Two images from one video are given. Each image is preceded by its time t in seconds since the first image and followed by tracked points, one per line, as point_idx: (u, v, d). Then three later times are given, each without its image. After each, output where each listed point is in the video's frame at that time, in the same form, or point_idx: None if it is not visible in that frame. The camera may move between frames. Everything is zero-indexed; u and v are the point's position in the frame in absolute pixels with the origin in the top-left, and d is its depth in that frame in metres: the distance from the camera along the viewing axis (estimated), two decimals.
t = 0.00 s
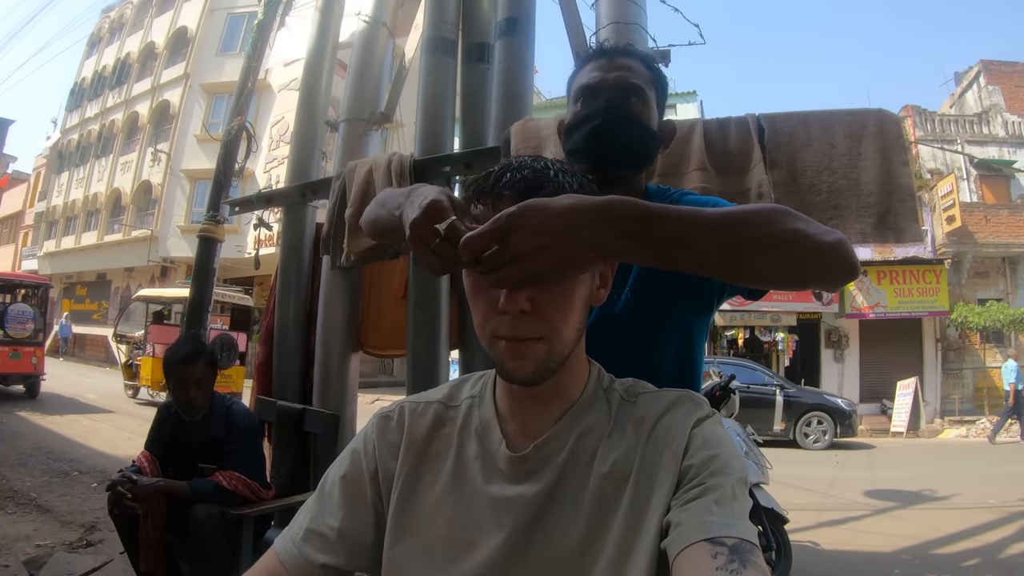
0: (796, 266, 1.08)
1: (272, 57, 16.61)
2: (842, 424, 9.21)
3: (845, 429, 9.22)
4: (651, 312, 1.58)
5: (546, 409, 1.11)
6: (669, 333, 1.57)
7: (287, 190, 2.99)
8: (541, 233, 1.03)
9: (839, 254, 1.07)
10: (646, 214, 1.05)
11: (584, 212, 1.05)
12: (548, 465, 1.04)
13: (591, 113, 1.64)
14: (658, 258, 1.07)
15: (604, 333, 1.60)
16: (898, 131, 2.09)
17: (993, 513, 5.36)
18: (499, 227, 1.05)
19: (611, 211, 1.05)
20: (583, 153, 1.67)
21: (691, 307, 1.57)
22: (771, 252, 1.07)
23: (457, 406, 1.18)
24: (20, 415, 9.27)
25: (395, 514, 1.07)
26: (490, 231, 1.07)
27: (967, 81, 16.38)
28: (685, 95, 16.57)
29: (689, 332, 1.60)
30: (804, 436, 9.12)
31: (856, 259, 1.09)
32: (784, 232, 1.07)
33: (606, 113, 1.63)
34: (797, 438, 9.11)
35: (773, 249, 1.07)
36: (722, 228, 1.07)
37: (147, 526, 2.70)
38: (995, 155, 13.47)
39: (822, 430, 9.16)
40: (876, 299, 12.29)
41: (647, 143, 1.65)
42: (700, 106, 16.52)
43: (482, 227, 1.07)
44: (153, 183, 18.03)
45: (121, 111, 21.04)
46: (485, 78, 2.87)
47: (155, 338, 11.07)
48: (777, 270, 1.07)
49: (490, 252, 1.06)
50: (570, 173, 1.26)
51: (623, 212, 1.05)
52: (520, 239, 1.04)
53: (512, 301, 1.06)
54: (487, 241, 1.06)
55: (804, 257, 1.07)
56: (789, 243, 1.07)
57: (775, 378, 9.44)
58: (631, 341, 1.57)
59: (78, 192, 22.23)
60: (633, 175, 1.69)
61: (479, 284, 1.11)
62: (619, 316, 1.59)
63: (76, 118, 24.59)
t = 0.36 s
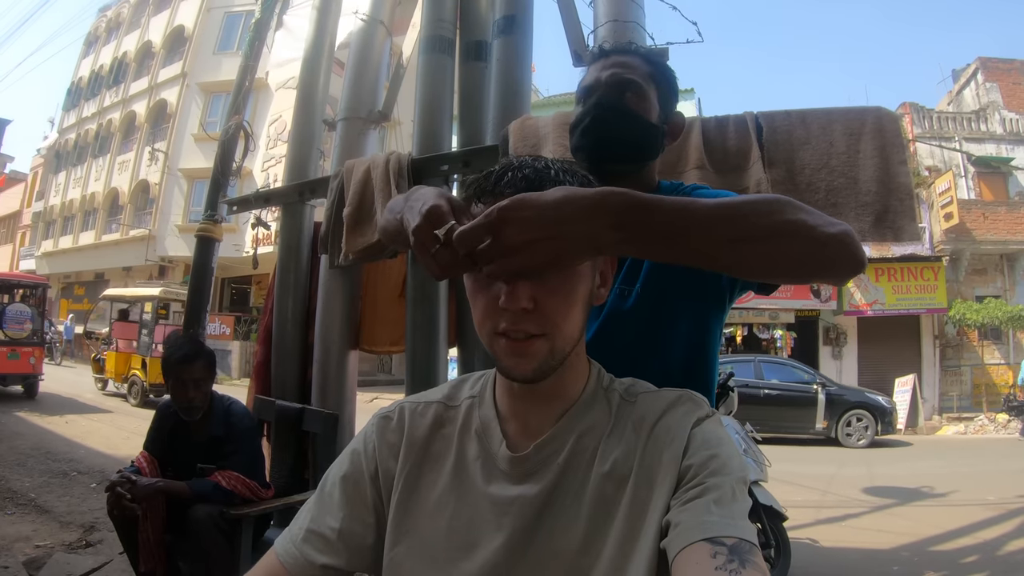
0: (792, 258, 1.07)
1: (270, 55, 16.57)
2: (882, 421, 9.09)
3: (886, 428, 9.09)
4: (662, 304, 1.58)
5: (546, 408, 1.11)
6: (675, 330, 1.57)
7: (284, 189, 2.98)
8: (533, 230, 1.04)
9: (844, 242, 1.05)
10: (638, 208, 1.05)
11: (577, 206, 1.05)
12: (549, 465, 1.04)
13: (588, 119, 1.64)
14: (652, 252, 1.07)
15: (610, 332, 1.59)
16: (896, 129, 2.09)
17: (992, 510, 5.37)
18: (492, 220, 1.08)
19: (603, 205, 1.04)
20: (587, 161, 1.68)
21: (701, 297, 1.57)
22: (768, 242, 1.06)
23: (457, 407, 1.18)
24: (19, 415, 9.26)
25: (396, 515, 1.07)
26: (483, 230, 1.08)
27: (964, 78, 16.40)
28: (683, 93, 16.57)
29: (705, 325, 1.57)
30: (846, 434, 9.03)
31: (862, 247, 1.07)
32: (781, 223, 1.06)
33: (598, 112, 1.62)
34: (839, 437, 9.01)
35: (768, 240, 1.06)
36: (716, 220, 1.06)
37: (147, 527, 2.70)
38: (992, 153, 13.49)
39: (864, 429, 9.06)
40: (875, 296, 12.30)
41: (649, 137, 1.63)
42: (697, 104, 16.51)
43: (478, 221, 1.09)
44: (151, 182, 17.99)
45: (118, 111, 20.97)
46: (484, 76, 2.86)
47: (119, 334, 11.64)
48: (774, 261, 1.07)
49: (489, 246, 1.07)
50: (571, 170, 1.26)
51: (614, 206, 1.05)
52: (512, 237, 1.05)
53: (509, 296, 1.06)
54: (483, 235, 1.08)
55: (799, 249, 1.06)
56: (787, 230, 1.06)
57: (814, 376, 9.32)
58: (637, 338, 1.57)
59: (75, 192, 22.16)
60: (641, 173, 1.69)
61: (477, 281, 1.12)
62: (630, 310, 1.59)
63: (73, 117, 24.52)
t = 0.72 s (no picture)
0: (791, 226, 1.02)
1: (267, 55, 16.55)
2: (923, 419, 9.03)
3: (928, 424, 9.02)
4: (660, 297, 1.58)
5: (548, 408, 1.11)
6: (674, 325, 1.57)
7: (282, 188, 2.97)
8: (525, 227, 1.04)
9: (841, 213, 1.00)
10: (630, 195, 1.04)
11: (569, 199, 1.04)
12: (552, 466, 1.04)
13: (568, 129, 1.66)
14: (648, 237, 1.06)
15: (609, 326, 1.60)
16: (896, 128, 2.08)
17: (991, 507, 5.37)
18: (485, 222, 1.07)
19: (595, 195, 1.04)
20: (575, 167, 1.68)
21: (699, 285, 1.57)
22: (763, 218, 1.03)
23: (459, 407, 1.17)
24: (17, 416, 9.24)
25: (398, 516, 1.07)
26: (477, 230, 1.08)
27: (962, 76, 16.41)
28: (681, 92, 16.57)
29: (706, 314, 1.57)
30: (890, 432, 8.97)
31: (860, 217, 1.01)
32: (775, 198, 1.02)
33: (578, 113, 1.63)
34: (882, 435, 8.96)
35: (765, 213, 1.03)
36: (710, 198, 1.03)
37: (146, 528, 2.69)
38: (990, 150, 13.51)
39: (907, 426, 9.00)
40: (873, 294, 12.34)
41: (632, 134, 1.63)
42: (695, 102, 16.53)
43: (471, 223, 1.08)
44: (149, 182, 17.97)
45: (115, 110, 20.94)
46: (483, 74, 2.86)
47: (86, 331, 12.63)
48: (772, 234, 1.03)
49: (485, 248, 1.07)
50: (569, 168, 1.25)
51: (606, 196, 1.04)
52: (505, 236, 1.05)
53: (511, 296, 1.07)
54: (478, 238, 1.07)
55: (797, 217, 1.02)
56: (781, 206, 1.02)
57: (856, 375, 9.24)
58: (636, 334, 1.58)
59: (73, 192, 22.13)
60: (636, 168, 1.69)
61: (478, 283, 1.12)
62: (627, 304, 1.60)
63: (70, 117, 24.47)
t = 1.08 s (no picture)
0: (784, 208, 1.06)
1: (265, 54, 16.53)
2: (962, 418, 9.10)
3: (965, 424, 9.10)
4: (656, 293, 1.58)
5: (547, 406, 1.11)
6: (669, 321, 1.57)
7: (280, 188, 2.96)
8: (519, 219, 1.04)
9: (832, 190, 1.04)
10: (623, 182, 1.06)
11: (563, 189, 1.05)
12: (552, 465, 1.03)
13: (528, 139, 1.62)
14: (645, 224, 1.08)
15: (605, 324, 1.60)
16: (895, 127, 2.08)
17: (988, 507, 5.38)
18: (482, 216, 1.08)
19: (588, 184, 1.04)
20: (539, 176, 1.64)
21: (693, 280, 1.56)
22: (755, 200, 1.06)
23: (459, 406, 1.17)
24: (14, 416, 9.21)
25: (399, 516, 1.06)
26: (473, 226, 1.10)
27: (960, 77, 16.44)
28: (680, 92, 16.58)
29: (701, 309, 1.56)
30: (929, 431, 9.05)
31: (853, 197, 1.06)
32: (766, 179, 1.06)
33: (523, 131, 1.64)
34: (922, 434, 9.01)
35: (758, 197, 1.06)
36: (702, 184, 1.07)
37: (144, 528, 2.69)
38: (988, 151, 13.54)
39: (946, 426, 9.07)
40: (871, 294, 12.37)
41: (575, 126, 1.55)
42: (693, 102, 16.54)
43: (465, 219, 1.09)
44: (146, 181, 17.95)
45: (113, 110, 20.89)
46: (482, 74, 2.85)
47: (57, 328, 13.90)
48: (766, 218, 1.07)
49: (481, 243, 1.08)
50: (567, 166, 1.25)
51: (598, 185, 1.05)
52: (500, 229, 1.05)
53: (508, 291, 1.07)
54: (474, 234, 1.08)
55: (789, 201, 1.05)
56: (773, 187, 1.06)
57: (896, 374, 9.26)
58: (631, 333, 1.57)
59: (71, 191, 22.09)
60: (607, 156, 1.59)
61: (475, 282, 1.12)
62: (623, 301, 1.60)
63: (68, 116, 24.40)
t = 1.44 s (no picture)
0: (773, 189, 1.06)
1: (265, 54, 16.53)
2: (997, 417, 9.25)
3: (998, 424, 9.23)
4: (651, 291, 1.59)
5: (546, 404, 1.11)
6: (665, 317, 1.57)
7: (279, 187, 2.96)
8: (506, 211, 1.05)
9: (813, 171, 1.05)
10: (608, 170, 1.05)
11: (549, 180, 1.05)
12: (550, 463, 1.04)
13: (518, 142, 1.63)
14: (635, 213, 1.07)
15: (601, 323, 1.60)
16: (893, 128, 2.09)
17: (987, 507, 5.39)
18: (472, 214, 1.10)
19: (574, 174, 1.04)
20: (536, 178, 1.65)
21: (689, 275, 1.56)
22: (742, 181, 1.06)
23: (457, 404, 1.17)
24: (12, 415, 9.19)
25: (397, 514, 1.06)
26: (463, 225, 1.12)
27: (959, 79, 16.48)
28: (679, 92, 16.58)
29: (698, 303, 1.56)
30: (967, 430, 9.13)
31: (837, 174, 1.07)
32: (751, 162, 1.06)
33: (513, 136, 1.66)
34: (961, 435, 9.08)
35: (745, 178, 1.06)
36: (690, 169, 1.06)
37: (143, 526, 2.69)
38: (986, 152, 13.56)
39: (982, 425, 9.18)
40: (869, 295, 12.35)
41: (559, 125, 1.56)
42: (693, 103, 16.55)
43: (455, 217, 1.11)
44: (145, 180, 17.93)
45: (112, 109, 20.86)
46: (481, 73, 2.85)
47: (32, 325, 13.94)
48: (757, 201, 1.06)
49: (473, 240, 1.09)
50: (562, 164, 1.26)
51: (585, 173, 1.04)
52: (488, 223, 1.07)
53: (503, 287, 1.08)
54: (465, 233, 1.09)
55: (775, 182, 1.05)
56: (757, 168, 1.06)
57: (932, 376, 9.20)
58: (628, 332, 1.58)
59: (69, 190, 22.05)
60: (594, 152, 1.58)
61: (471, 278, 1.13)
62: (617, 301, 1.60)
63: (67, 115, 24.36)
